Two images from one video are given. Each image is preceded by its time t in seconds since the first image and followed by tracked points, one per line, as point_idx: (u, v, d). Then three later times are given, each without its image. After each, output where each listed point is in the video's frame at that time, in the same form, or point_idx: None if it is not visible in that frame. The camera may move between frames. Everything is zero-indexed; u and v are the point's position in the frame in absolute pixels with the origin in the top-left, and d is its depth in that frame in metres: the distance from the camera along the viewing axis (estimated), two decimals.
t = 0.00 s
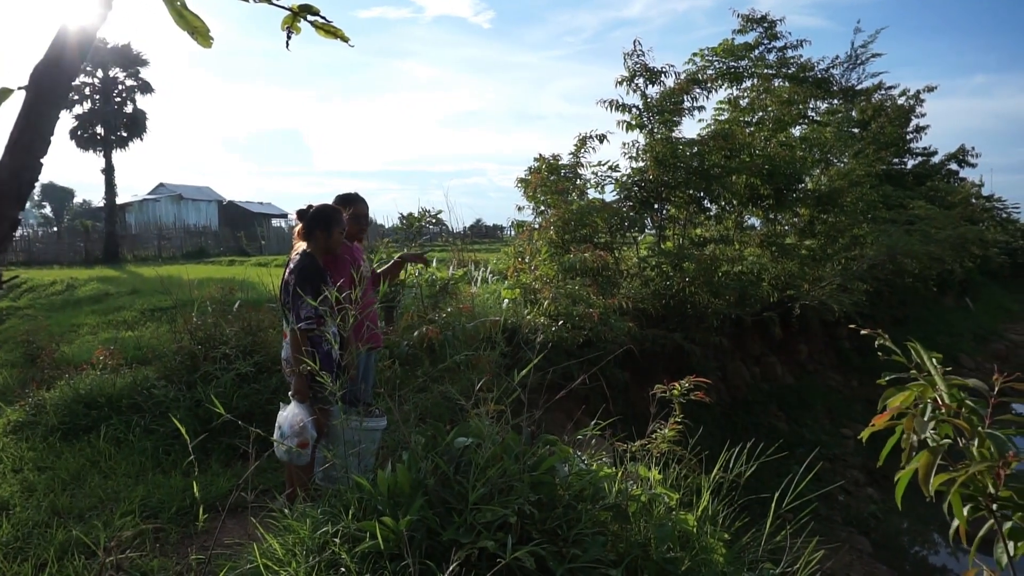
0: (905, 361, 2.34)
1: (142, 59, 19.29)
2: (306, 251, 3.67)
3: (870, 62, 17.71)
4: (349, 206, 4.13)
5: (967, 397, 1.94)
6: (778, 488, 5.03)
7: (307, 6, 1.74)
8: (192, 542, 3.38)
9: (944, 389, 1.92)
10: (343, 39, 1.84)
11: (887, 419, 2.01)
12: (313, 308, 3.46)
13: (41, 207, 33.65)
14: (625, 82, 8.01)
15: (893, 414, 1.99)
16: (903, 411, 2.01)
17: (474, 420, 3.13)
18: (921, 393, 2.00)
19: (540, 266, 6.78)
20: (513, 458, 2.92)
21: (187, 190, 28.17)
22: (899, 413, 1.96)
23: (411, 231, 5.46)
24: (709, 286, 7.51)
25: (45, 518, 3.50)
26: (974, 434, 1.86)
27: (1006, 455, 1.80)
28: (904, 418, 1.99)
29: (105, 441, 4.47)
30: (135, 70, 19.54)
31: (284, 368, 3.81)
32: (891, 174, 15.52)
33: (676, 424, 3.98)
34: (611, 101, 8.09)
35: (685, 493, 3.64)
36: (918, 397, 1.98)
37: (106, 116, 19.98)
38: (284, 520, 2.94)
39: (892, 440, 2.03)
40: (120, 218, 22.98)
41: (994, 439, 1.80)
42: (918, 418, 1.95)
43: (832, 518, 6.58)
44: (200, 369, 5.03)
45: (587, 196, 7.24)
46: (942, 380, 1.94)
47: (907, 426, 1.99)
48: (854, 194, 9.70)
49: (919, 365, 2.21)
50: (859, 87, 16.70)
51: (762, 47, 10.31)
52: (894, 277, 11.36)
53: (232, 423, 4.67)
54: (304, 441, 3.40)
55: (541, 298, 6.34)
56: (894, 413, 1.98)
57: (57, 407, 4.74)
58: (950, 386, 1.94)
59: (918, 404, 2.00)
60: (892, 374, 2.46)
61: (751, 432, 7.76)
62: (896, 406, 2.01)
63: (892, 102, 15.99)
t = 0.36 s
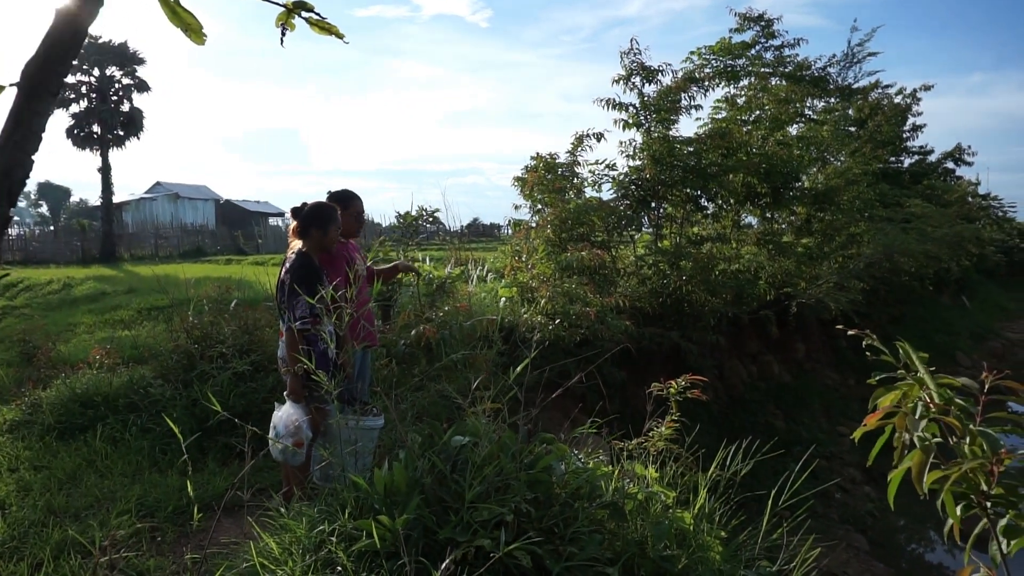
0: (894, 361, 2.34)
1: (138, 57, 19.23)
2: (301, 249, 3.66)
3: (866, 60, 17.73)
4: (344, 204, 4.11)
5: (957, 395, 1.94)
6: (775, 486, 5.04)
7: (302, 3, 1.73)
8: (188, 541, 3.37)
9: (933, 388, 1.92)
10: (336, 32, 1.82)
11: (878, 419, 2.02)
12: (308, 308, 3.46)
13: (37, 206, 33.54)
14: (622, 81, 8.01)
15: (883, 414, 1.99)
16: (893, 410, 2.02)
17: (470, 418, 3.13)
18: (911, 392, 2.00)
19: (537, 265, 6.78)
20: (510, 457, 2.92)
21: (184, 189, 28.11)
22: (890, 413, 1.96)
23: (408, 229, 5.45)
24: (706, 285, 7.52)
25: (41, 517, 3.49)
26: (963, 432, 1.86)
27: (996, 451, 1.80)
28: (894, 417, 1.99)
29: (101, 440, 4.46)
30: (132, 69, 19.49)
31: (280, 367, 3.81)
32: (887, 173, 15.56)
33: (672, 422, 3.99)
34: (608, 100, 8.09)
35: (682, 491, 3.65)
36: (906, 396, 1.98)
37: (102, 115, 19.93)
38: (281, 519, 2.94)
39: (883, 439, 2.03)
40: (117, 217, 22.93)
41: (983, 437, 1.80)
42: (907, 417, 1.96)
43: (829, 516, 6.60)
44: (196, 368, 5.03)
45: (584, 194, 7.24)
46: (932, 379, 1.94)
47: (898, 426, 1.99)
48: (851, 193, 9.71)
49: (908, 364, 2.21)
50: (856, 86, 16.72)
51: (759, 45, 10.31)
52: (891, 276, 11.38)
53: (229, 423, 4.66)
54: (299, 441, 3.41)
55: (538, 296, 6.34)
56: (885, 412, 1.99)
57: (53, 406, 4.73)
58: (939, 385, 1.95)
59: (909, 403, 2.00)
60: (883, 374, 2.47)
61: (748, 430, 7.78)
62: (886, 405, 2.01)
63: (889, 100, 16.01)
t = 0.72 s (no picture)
0: (893, 357, 2.34)
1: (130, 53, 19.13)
2: (290, 246, 3.65)
3: (859, 59, 17.79)
4: (334, 201, 4.08)
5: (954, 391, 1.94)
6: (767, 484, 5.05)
7: None
8: (178, 540, 3.36)
9: (931, 384, 1.91)
10: (324, 29, 1.81)
11: (874, 413, 2.02)
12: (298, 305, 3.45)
13: (28, 203, 33.34)
14: (615, 79, 8.01)
15: (879, 408, 1.99)
16: (889, 405, 2.02)
17: (462, 416, 3.12)
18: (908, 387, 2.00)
19: (530, 263, 6.78)
20: (501, 454, 2.92)
21: (176, 186, 27.99)
22: (886, 408, 1.95)
23: (401, 227, 5.43)
24: (698, 283, 7.54)
25: (30, 516, 3.47)
26: (959, 429, 1.87)
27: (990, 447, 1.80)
28: (891, 412, 1.99)
29: (91, 439, 4.44)
30: (123, 65, 19.38)
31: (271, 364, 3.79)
32: (879, 171, 15.61)
33: (664, 420, 3.99)
34: (601, 97, 8.09)
35: (674, 488, 3.65)
36: (904, 392, 1.98)
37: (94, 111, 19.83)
38: (271, 517, 2.93)
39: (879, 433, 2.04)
40: (109, 214, 22.81)
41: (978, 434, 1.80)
42: (904, 413, 1.95)
43: (820, 513, 6.63)
44: (188, 365, 5.01)
45: (577, 192, 7.24)
46: (930, 375, 1.94)
47: (894, 420, 1.99)
48: (843, 191, 9.74)
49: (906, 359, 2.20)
50: (849, 85, 16.77)
51: (752, 44, 10.32)
52: (882, 274, 11.42)
53: (221, 421, 4.65)
54: (290, 439, 3.39)
55: (531, 294, 6.35)
56: (881, 407, 1.99)
57: (43, 404, 4.70)
58: (938, 380, 1.94)
59: (905, 398, 2.00)
60: (880, 369, 2.47)
61: (740, 427, 7.80)
62: (882, 399, 2.01)
63: (881, 99, 16.07)
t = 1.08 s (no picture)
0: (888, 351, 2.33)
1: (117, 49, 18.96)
2: (277, 243, 3.63)
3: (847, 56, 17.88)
4: (324, 197, 4.05)
5: (950, 386, 1.93)
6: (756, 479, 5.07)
7: None
8: (165, 539, 3.35)
9: (926, 378, 1.91)
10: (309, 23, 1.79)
11: (867, 405, 2.02)
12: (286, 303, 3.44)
13: (12, 200, 33.02)
14: (604, 76, 8.01)
15: (873, 401, 1.99)
16: (883, 398, 2.02)
17: (451, 413, 3.12)
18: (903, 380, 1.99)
19: (519, 259, 6.78)
20: (491, 451, 2.91)
21: (164, 183, 27.80)
22: (879, 400, 1.95)
23: (391, 224, 5.40)
24: (688, 279, 7.58)
25: (15, 515, 3.44)
26: (952, 425, 1.86)
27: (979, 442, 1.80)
28: (884, 405, 1.99)
29: (77, 438, 4.41)
30: (110, 60, 19.22)
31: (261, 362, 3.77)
32: (867, 169, 15.70)
33: (653, 416, 4.00)
34: (591, 94, 8.09)
35: (663, 485, 3.66)
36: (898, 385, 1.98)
37: (80, 107, 19.66)
38: (260, 515, 2.92)
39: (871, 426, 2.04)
40: (95, 211, 22.61)
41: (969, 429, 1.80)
42: (898, 406, 1.95)
43: (808, 508, 6.68)
44: (175, 363, 4.98)
45: (567, 188, 7.24)
46: (926, 370, 1.93)
47: (886, 414, 1.99)
48: (831, 188, 9.80)
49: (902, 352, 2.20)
50: (837, 82, 16.84)
51: (741, 41, 10.35)
52: (870, 270, 11.50)
53: (209, 419, 4.63)
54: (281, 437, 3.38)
55: (521, 291, 6.36)
56: (874, 400, 1.98)
57: (28, 403, 4.66)
58: (934, 375, 1.93)
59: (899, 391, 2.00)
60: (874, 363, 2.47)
61: (729, 424, 7.83)
62: (876, 393, 2.01)
63: (869, 97, 16.16)
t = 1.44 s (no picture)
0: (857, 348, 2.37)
1: (91, 40, 18.65)
2: (253, 239, 3.59)
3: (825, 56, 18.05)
4: (302, 193, 4.01)
5: (916, 383, 1.96)
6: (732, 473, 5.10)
7: None
8: (139, 538, 3.31)
9: (893, 375, 1.94)
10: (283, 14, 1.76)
11: (833, 402, 2.04)
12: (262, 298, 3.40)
13: None
14: (584, 72, 8.02)
15: (839, 398, 2.01)
16: (848, 395, 2.04)
17: (429, 410, 3.11)
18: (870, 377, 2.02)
19: (499, 256, 6.77)
20: (468, 448, 2.91)
21: (139, 177, 27.42)
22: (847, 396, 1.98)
23: (370, 219, 5.38)
24: (667, 276, 7.64)
25: None
26: (917, 420, 1.89)
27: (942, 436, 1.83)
28: (851, 401, 2.01)
29: (49, 436, 4.34)
30: (84, 52, 18.90)
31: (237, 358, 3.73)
32: (844, 167, 15.87)
33: (631, 412, 4.02)
34: (571, 91, 8.09)
35: (640, 480, 3.68)
36: (864, 382, 2.00)
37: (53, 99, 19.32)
38: (234, 514, 2.89)
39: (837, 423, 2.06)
40: (69, 206, 22.24)
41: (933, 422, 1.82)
42: (863, 402, 1.98)
43: (784, 502, 6.76)
44: (149, 360, 4.91)
45: (547, 185, 7.24)
46: (892, 367, 1.96)
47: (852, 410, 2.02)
48: (807, 186, 9.89)
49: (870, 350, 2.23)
50: (815, 81, 17.00)
51: (720, 39, 10.40)
52: (846, 268, 11.64)
53: (184, 416, 4.58)
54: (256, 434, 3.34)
55: (501, 287, 6.36)
56: (840, 397, 2.00)
57: None
58: (900, 372, 1.96)
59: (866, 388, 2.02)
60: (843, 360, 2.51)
61: (706, 419, 7.89)
62: (843, 389, 2.03)
63: (846, 96, 16.33)
